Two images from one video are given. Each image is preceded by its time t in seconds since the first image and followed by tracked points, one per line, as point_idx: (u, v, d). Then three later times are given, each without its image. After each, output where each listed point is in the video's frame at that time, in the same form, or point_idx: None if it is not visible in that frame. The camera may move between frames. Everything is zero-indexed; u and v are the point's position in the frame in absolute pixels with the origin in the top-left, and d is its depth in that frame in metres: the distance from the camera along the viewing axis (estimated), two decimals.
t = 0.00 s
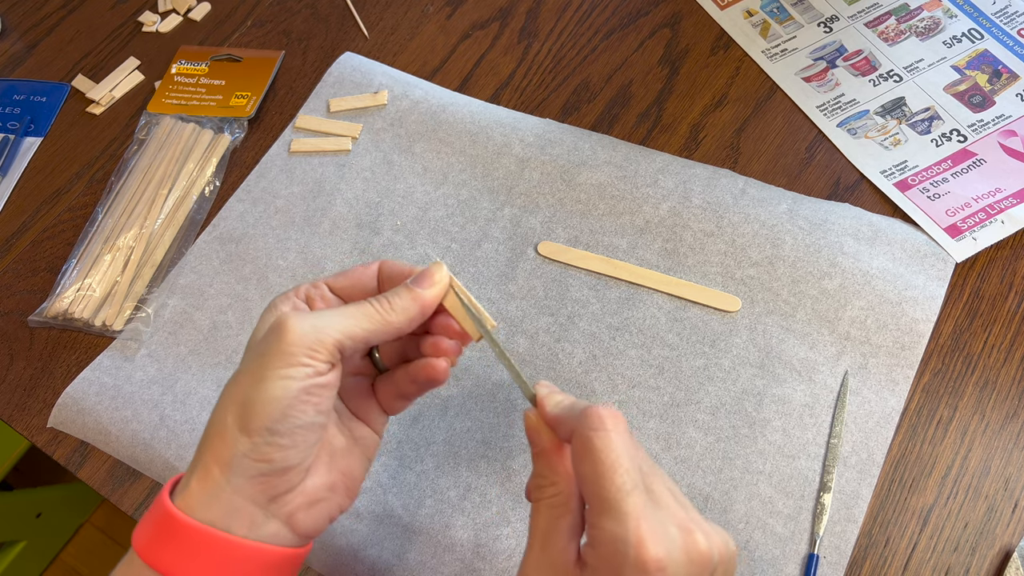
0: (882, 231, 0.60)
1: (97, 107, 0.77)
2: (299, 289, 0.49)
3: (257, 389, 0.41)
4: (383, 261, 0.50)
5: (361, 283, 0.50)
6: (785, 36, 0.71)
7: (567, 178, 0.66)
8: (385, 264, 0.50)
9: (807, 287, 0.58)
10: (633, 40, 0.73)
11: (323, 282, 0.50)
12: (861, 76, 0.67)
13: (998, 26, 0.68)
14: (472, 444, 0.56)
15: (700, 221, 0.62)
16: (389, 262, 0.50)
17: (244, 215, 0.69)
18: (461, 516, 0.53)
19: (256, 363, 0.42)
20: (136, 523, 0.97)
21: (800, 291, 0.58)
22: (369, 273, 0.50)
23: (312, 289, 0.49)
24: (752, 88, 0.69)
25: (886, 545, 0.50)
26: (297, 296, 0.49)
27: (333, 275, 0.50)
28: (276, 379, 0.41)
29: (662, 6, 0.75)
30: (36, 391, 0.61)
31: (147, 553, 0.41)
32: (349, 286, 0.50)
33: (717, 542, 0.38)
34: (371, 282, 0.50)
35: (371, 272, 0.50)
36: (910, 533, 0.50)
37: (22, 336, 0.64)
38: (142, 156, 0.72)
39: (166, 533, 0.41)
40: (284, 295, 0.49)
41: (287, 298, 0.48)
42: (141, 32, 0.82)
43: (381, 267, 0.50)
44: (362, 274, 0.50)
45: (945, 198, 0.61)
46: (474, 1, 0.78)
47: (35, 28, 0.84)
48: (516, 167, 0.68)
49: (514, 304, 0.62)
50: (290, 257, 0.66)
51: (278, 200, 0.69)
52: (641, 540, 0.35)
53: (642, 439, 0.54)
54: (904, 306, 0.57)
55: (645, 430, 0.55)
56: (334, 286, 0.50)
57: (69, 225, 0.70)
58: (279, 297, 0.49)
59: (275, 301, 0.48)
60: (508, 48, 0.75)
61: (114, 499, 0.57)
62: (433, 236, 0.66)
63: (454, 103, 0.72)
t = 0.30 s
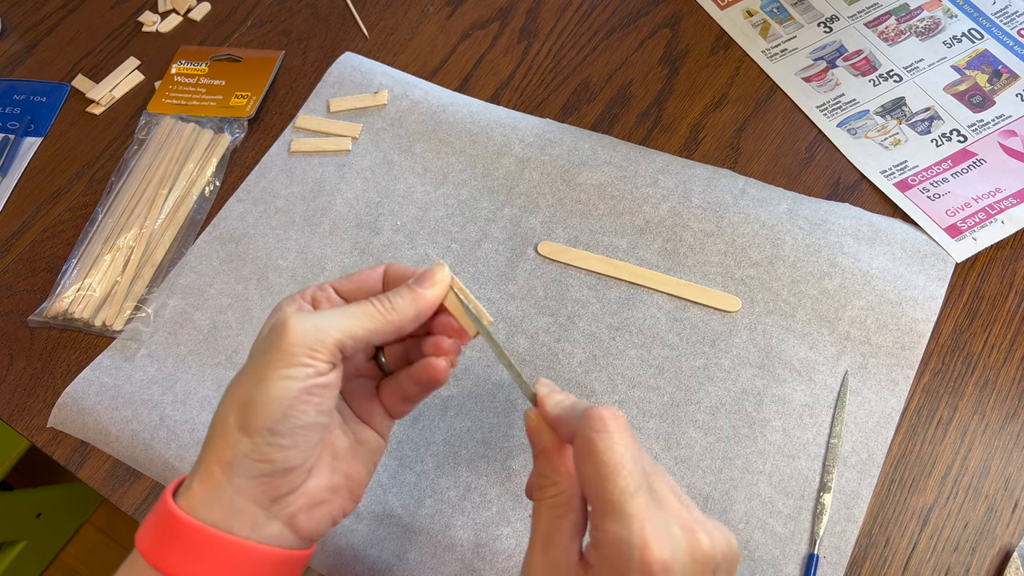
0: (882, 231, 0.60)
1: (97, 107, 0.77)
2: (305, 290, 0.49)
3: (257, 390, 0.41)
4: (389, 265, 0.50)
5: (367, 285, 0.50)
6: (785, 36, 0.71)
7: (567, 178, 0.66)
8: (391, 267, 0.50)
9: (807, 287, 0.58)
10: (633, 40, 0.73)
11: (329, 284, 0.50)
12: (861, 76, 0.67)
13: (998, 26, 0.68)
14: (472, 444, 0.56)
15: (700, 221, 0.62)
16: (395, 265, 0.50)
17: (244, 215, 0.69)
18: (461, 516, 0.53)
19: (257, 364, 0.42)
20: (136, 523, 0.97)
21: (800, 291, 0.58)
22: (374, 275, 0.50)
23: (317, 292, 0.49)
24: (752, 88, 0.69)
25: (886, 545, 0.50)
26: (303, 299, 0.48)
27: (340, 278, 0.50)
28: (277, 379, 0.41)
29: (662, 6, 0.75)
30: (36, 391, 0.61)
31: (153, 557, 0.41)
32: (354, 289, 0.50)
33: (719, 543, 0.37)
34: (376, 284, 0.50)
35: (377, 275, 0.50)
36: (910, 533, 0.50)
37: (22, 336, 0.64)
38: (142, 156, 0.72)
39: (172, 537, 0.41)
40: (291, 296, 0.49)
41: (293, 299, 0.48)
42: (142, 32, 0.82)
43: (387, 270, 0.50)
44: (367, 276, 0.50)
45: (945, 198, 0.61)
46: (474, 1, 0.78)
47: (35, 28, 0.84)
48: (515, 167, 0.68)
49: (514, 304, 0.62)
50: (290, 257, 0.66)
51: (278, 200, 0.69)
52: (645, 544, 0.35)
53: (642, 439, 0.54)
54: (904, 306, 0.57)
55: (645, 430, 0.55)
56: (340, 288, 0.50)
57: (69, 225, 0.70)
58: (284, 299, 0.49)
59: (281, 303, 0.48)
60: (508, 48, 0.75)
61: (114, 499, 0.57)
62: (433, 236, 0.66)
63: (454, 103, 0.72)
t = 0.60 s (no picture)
0: (882, 231, 0.60)
1: (97, 107, 0.77)
2: (344, 355, 0.46)
3: (359, 496, 0.39)
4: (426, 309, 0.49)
5: (409, 340, 0.48)
6: (785, 36, 0.71)
7: (567, 178, 0.66)
8: (429, 312, 0.49)
9: (807, 287, 0.58)
10: (633, 40, 0.73)
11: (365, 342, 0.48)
12: (861, 76, 0.67)
13: (998, 26, 0.68)
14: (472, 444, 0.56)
15: (700, 221, 0.62)
16: (433, 310, 0.49)
17: (244, 215, 0.69)
18: (461, 517, 0.53)
19: (351, 467, 0.39)
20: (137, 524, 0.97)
21: (800, 291, 0.58)
22: (414, 329, 0.48)
23: (362, 358, 0.47)
24: (752, 88, 0.69)
25: (886, 546, 0.50)
26: (350, 367, 0.46)
27: (375, 336, 0.48)
28: (377, 485, 0.39)
29: (662, 6, 0.75)
30: (36, 391, 0.61)
31: None
32: (395, 348, 0.48)
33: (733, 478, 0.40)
34: (422, 338, 0.49)
35: (417, 327, 0.48)
36: (910, 533, 0.50)
37: (22, 336, 0.64)
38: (142, 156, 0.72)
39: None
40: (340, 361, 0.46)
41: (339, 368, 0.45)
42: (141, 32, 0.82)
43: (425, 318, 0.48)
44: (407, 332, 0.48)
45: (944, 198, 0.61)
46: (474, 1, 0.78)
47: (35, 28, 0.84)
48: (515, 167, 0.68)
49: (514, 304, 0.62)
50: (290, 257, 0.66)
51: (278, 200, 0.69)
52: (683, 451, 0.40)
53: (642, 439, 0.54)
54: (903, 306, 0.57)
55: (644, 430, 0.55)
56: (381, 348, 0.48)
57: (69, 225, 0.70)
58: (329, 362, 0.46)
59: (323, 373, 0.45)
60: (508, 48, 0.75)
61: (114, 499, 0.57)
62: (433, 236, 0.66)
63: (454, 103, 0.72)
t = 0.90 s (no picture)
0: (882, 231, 0.60)
1: (97, 107, 0.77)
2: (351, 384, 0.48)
3: (378, 502, 0.43)
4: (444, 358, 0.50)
5: (421, 381, 0.49)
6: (785, 36, 0.71)
7: (567, 178, 0.66)
8: (447, 361, 0.50)
9: (807, 287, 0.58)
10: (633, 40, 0.73)
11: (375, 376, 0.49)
12: (861, 76, 0.67)
13: (998, 26, 0.68)
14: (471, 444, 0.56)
15: (700, 221, 0.62)
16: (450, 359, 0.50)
17: (244, 215, 0.69)
18: (461, 517, 0.53)
19: (371, 479, 0.44)
20: (137, 524, 0.97)
21: (800, 291, 0.58)
22: (428, 372, 0.49)
23: (369, 391, 0.48)
24: (752, 88, 0.69)
25: (886, 545, 0.50)
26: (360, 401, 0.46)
27: (389, 374, 0.49)
28: (392, 493, 0.44)
29: (662, 6, 0.75)
30: (36, 391, 0.61)
31: None
32: (406, 389, 0.49)
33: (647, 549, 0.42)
34: (436, 378, 0.49)
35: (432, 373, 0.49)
36: (910, 533, 0.50)
37: (22, 336, 0.64)
38: (142, 156, 0.72)
39: None
40: (342, 391, 0.47)
41: (346, 398, 0.47)
42: (141, 32, 0.82)
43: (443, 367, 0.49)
44: (422, 375, 0.49)
45: (944, 198, 0.61)
46: (474, 1, 0.78)
47: (35, 28, 0.84)
48: (515, 167, 0.68)
49: (514, 304, 0.62)
50: (290, 257, 0.66)
51: (278, 200, 0.69)
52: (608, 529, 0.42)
53: (642, 439, 0.54)
54: (904, 306, 0.57)
55: (645, 430, 0.55)
56: (392, 386, 0.48)
57: (69, 225, 0.70)
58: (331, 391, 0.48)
59: (329, 396, 0.47)
60: (508, 48, 0.75)
61: (114, 499, 0.57)
62: (433, 236, 0.66)
63: (454, 103, 0.72)
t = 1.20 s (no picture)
0: (882, 231, 0.60)
1: (97, 107, 0.77)
2: (358, 412, 0.45)
3: (396, 547, 0.40)
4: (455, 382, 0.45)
5: (432, 409, 0.45)
6: (785, 36, 0.71)
7: (567, 178, 0.66)
8: (458, 385, 0.45)
9: (807, 287, 0.58)
10: (633, 40, 0.74)
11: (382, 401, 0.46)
12: (861, 76, 0.68)
13: (998, 26, 0.68)
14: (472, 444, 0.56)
15: (700, 221, 0.63)
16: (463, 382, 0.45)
17: (244, 215, 0.69)
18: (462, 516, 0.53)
19: (388, 523, 0.41)
20: (137, 524, 0.98)
21: (800, 291, 0.58)
22: (439, 398, 0.45)
23: (379, 419, 0.45)
24: (752, 88, 0.69)
25: (886, 545, 0.50)
26: (368, 433, 0.44)
27: (398, 401, 0.46)
28: (411, 536, 0.41)
29: (662, 6, 0.75)
30: (37, 391, 0.61)
31: None
32: (417, 415, 0.46)
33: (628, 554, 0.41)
34: (447, 404, 0.45)
35: (444, 397, 0.45)
36: (909, 533, 0.51)
37: (22, 335, 0.64)
38: (142, 156, 0.72)
39: None
40: (350, 421, 0.44)
41: (355, 429, 0.44)
42: (142, 32, 0.82)
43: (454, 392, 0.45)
44: (433, 401, 0.45)
45: (944, 198, 0.61)
46: (474, 1, 0.78)
47: (36, 28, 0.84)
48: (515, 167, 0.68)
49: (514, 304, 0.62)
50: (290, 257, 0.66)
51: (278, 200, 0.69)
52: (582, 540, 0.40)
53: (642, 439, 0.54)
54: (903, 306, 0.57)
55: (645, 430, 0.55)
56: (402, 414, 0.45)
57: (69, 225, 0.70)
58: (338, 419, 0.45)
59: (336, 428, 0.44)
60: (508, 48, 0.75)
61: (115, 498, 0.57)
62: (433, 236, 0.66)
63: (454, 103, 0.72)
